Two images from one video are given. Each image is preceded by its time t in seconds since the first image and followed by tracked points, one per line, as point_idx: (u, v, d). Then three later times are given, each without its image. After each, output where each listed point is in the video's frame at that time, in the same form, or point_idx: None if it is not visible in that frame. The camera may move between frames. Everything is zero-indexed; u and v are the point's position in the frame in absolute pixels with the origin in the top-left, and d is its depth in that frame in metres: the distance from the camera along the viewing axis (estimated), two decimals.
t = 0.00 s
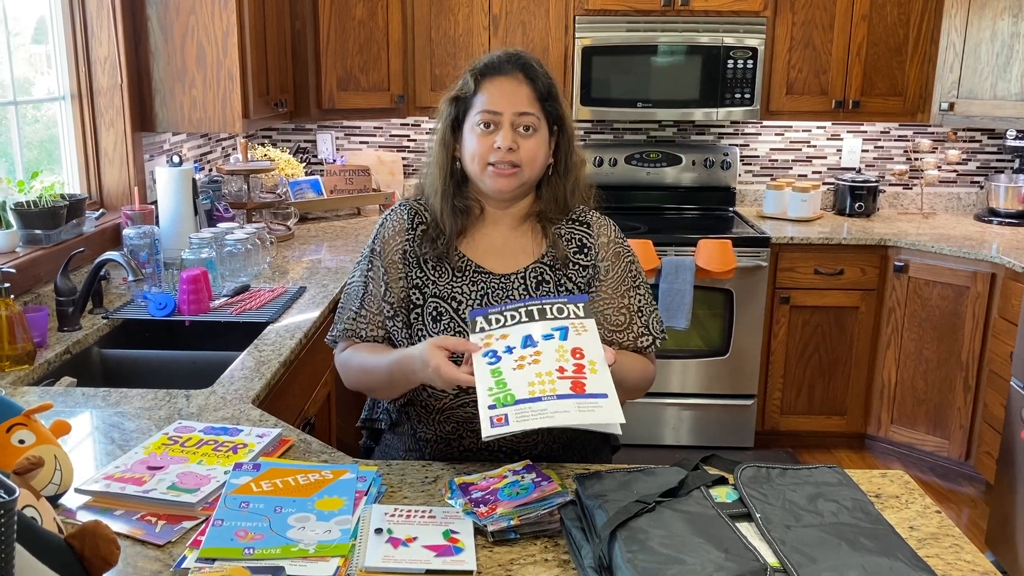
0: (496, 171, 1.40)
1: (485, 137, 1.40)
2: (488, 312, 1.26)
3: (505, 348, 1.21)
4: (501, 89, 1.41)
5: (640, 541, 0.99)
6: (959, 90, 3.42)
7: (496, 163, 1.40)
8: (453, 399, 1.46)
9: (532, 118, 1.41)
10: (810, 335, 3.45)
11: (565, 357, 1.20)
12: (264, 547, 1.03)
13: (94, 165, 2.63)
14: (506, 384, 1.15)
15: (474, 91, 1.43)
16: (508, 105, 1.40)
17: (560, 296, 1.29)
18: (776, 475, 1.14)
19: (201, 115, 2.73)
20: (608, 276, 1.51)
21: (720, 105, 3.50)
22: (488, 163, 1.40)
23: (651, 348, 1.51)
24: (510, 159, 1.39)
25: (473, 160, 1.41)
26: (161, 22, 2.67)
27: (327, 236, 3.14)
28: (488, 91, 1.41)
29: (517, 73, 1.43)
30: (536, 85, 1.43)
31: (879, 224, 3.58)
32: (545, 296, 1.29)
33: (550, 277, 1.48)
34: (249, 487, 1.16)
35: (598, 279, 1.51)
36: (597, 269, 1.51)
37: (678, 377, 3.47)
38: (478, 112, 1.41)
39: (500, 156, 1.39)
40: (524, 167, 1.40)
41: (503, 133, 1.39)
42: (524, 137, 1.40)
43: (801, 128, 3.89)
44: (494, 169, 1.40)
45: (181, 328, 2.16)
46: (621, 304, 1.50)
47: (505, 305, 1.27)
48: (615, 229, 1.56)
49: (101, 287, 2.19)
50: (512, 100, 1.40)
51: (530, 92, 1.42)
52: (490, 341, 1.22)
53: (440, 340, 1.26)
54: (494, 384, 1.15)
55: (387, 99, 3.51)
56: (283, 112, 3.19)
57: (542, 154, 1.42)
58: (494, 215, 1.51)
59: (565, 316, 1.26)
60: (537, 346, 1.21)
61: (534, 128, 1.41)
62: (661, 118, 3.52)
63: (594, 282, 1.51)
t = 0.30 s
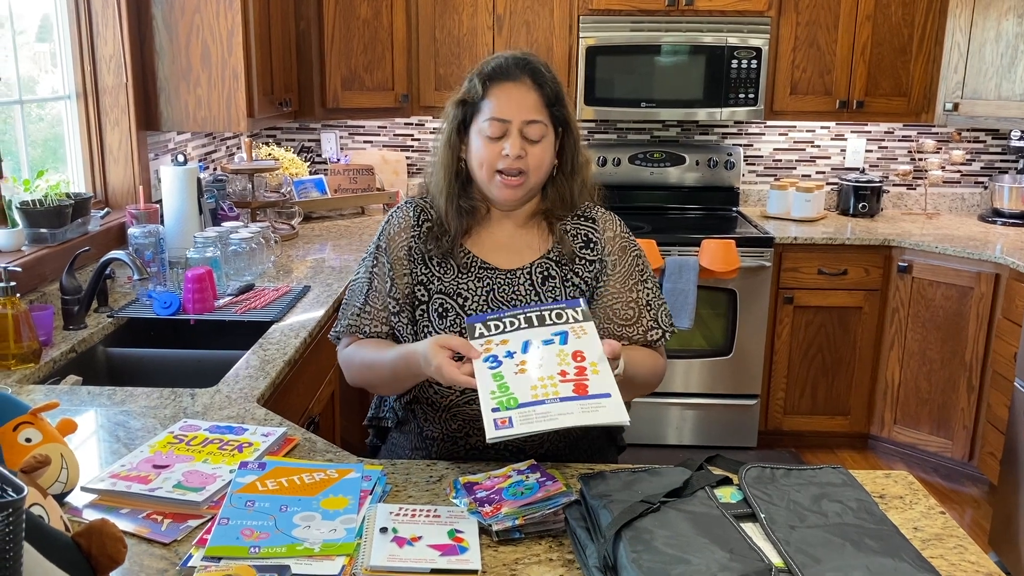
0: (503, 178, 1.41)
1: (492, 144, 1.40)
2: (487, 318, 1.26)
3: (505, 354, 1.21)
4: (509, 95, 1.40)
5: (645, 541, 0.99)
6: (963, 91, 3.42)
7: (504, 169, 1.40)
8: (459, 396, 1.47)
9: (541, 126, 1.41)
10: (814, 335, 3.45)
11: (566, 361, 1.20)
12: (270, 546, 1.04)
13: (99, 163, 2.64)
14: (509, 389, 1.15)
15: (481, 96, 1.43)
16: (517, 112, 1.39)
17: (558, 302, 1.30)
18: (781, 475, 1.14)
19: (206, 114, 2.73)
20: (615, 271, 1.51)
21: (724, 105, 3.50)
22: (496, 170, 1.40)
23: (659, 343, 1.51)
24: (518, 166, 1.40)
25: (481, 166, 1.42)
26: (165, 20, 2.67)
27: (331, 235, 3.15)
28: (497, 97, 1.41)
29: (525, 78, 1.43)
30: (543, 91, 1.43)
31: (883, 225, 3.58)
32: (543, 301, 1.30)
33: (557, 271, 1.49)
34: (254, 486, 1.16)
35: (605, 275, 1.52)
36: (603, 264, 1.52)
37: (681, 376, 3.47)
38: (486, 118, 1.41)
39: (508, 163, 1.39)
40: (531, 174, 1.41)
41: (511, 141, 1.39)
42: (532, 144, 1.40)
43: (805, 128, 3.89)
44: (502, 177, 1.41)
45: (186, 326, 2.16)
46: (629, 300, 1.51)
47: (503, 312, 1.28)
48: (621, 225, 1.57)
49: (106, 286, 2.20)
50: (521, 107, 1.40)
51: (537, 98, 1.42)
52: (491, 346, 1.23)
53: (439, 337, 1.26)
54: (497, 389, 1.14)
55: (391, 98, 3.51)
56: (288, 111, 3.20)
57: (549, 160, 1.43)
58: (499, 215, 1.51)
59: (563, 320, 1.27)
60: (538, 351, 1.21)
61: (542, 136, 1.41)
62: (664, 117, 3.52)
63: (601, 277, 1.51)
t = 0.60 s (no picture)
0: (511, 177, 1.41)
1: (500, 143, 1.39)
2: (491, 315, 1.25)
3: (510, 355, 1.19)
4: (516, 95, 1.40)
5: (650, 541, 0.99)
6: (969, 90, 3.41)
7: (511, 169, 1.40)
8: (463, 396, 1.47)
9: (548, 125, 1.41)
10: (818, 334, 3.44)
11: (571, 363, 1.19)
12: (274, 545, 1.03)
13: (103, 162, 2.64)
14: (514, 395, 1.14)
15: (488, 96, 1.42)
16: (524, 112, 1.39)
17: (562, 298, 1.29)
18: (786, 475, 1.14)
19: (210, 112, 2.73)
20: (619, 271, 1.51)
21: (728, 104, 3.49)
22: (504, 170, 1.40)
23: (663, 343, 1.51)
24: (526, 166, 1.39)
25: (488, 166, 1.41)
26: (170, 19, 2.67)
27: (334, 234, 3.15)
28: (504, 97, 1.40)
29: (532, 78, 1.42)
30: (550, 90, 1.43)
31: (887, 224, 3.57)
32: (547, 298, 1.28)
33: (561, 271, 1.48)
34: (259, 485, 1.16)
35: (608, 274, 1.51)
36: (607, 264, 1.51)
37: (684, 376, 3.46)
38: (493, 118, 1.40)
39: (516, 164, 1.39)
40: (540, 172, 1.41)
41: (520, 141, 1.39)
42: (540, 144, 1.40)
43: (809, 127, 3.88)
44: (509, 176, 1.41)
45: (190, 325, 2.16)
46: (632, 299, 1.50)
47: (506, 308, 1.26)
48: (625, 225, 1.57)
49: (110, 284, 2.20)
50: (528, 108, 1.39)
51: (544, 97, 1.42)
52: (495, 348, 1.21)
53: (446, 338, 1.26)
54: (502, 395, 1.14)
55: (395, 97, 3.51)
56: (292, 110, 3.20)
57: (556, 158, 1.43)
58: (504, 214, 1.50)
59: (567, 319, 1.26)
60: (542, 352, 1.20)
61: (549, 136, 1.40)
62: (668, 116, 3.51)
63: (605, 277, 1.51)
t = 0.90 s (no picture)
0: (513, 170, 1.40)
1: (505, 134, 1.39)
2: (478, 303, 1.20)
3: (503, 351, 1.17)
4: (523, 87, 1.40)
5: (653, 539, 0.99)
6: (972, 88, 3.40)
7: (514, 161, 1.39)
8: (465, 394, 1.48)
9: (554, 118, 1.41)
10: (821, 332, 3.44)
11: (564, 356, 1.18)
12: (276, 543, 1.03)
13: (106, 159, 2.64)
14: (511, 396, 1.12)
15: (496, 87, 1.42)
16: (531, 104, 1.39)
17: (548, 279, 1.25)
18: (788, 473, 1.14)
19: (213, 110, 2.73)
20: (621, 270, 1.51)
21: (731, 101, 3.48)
22: (507, 162, 1.40)
23: (664, 342, 1.51)
24: (529, 158, 1.39)
25: (491, 157, 1.41)
26: (172, 17, 2.67)
27: (336, 231, 3.15)
28: (512, 88, 1.40)
29: (540, 71, 1.42)
30: (558, 85, 1.43)
31: (890, 222, 3.56)
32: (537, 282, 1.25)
33: (563, 270, 1.48)
34: (260, 482, 1.16)
35: (611, 273, 1.51)
36: (609, 263, 1.52)
37: (687, 374, 3.46)
38: (499, 109, 1.40)
39: (520, 155, 1.39)
40: (542, 166, 1.40)
41: (525, 132, 1.39)
42: (545, 136, 1.39)
43: (813, 125, 3.87)
44: (512, 168, 1.40)
45: (192, 322, 2.16)
46: (634, 298, 1.50)
47: (494, 293, 1.21)
48: (627, 223, 1.57)
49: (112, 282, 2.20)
50: (535, 100, 1.39)
51: (551, 91, 1.42)
52: (485, 340, 1.17)
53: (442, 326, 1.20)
54: (499, 397, 1.12)
55: (397, 95, 3.50)
56: (294, 107, 3.19)
57: (560, 152, 1.42)
58: (506, 211, 1.50)
59: (557, 305, 1.23)
60: (535, 346, 1.18)
61: (554, 130, 1.40)
62: (671, 114, 3.51)
63: (607, 275, 1.51)
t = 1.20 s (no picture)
0: (517, 165, 1.40)
1: (508, 129, 1.39)
2: (467, 305, 1.14)
3: (488, 360, 1.11)
4: (526, 83, 1.40)
5: (654, 536, 0.98)
6: (976, 85, 3.39)
7: (518, 157, 1.39)
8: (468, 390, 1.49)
9: (557, 115, 1.40)
10: (823, 330, 3.43)
11: (544, 364, 1.09)
12: (277, 539, 1.04)
13: (107, 155, 2.64)
14: (493, 412, 1.09)
15: (500, 83, 1.42)
16: (535, 100, 1.39)
17: (530, 268, 1.12)
18: (790, 470, 1.13)
19: (215, 106, 2.73)
20: (625, 267, 1.51)
21: (733, 98, 3.48)
22: (511, 157, 1.39)
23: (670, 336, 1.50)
24: (532, 154, 1.38)
25: (495, 153, 1.40)
26: (174, 13, 2.67)
27: (338, 228, 3.14)
28: (517, 85, 1.40)
29: (544, 68, 1.42)
30: (564, 81, 1.43)
31: (893, 219, 3.55)
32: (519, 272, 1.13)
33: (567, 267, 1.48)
34: (262, 479, 1.16)
35: (615, 270, 1.51)
36: (613, 260, 1.52)
37: (688, 371, 3.46)
38: (503, 104, 1.40)
39: (523, 150, 1.38)
40: (545, 163, 1.40)
41: (528, 128, 1.38)
42: (549, 133, 1.39)
43: (815, 122, 3.87)
44: (516, 163, 1.40)
45: (194, 319, 2.16)
46: (639, 294, 1.50)
47: (480, 295, 1.14)
48: (631, 221, 1.57)
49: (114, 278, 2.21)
50: (538, 95, 1.39)
51: (555, 88, 1.42)
52: (473, 349, 1.12)
53: (433, 331, 1.15)
54: (480, 414, 1.09)
55: (399, 91, 3.50)
56: (296, 104, 3.19)
57: (564, 150, 1.42)
58: (509, 207, 1.50)
59: (538, 299, 1.11)
60: (518, 355, 1.10)
61: (558, 125, 1.40)
62: (673, 111, 3.50)
63: (611, 273, 1.51)
